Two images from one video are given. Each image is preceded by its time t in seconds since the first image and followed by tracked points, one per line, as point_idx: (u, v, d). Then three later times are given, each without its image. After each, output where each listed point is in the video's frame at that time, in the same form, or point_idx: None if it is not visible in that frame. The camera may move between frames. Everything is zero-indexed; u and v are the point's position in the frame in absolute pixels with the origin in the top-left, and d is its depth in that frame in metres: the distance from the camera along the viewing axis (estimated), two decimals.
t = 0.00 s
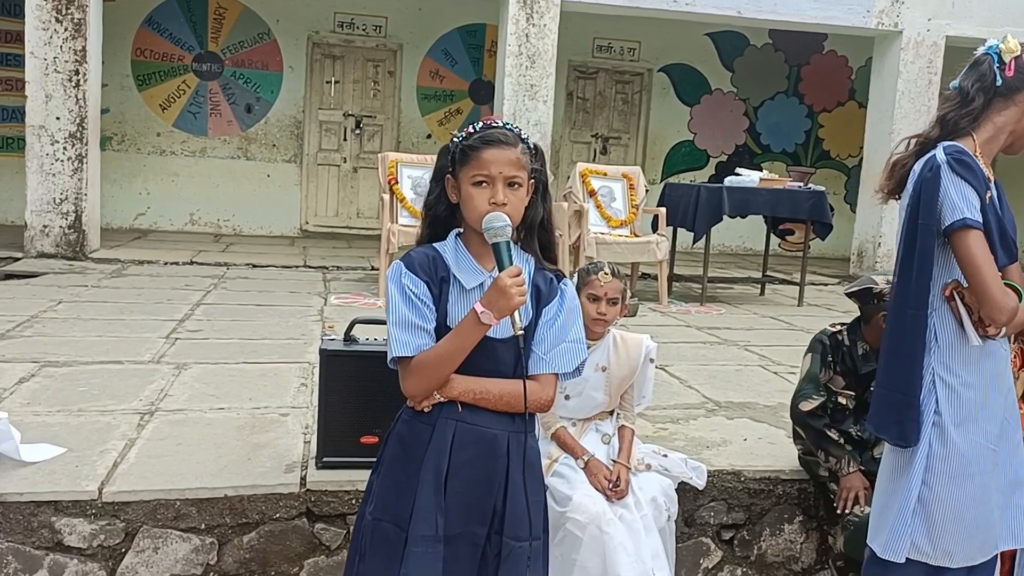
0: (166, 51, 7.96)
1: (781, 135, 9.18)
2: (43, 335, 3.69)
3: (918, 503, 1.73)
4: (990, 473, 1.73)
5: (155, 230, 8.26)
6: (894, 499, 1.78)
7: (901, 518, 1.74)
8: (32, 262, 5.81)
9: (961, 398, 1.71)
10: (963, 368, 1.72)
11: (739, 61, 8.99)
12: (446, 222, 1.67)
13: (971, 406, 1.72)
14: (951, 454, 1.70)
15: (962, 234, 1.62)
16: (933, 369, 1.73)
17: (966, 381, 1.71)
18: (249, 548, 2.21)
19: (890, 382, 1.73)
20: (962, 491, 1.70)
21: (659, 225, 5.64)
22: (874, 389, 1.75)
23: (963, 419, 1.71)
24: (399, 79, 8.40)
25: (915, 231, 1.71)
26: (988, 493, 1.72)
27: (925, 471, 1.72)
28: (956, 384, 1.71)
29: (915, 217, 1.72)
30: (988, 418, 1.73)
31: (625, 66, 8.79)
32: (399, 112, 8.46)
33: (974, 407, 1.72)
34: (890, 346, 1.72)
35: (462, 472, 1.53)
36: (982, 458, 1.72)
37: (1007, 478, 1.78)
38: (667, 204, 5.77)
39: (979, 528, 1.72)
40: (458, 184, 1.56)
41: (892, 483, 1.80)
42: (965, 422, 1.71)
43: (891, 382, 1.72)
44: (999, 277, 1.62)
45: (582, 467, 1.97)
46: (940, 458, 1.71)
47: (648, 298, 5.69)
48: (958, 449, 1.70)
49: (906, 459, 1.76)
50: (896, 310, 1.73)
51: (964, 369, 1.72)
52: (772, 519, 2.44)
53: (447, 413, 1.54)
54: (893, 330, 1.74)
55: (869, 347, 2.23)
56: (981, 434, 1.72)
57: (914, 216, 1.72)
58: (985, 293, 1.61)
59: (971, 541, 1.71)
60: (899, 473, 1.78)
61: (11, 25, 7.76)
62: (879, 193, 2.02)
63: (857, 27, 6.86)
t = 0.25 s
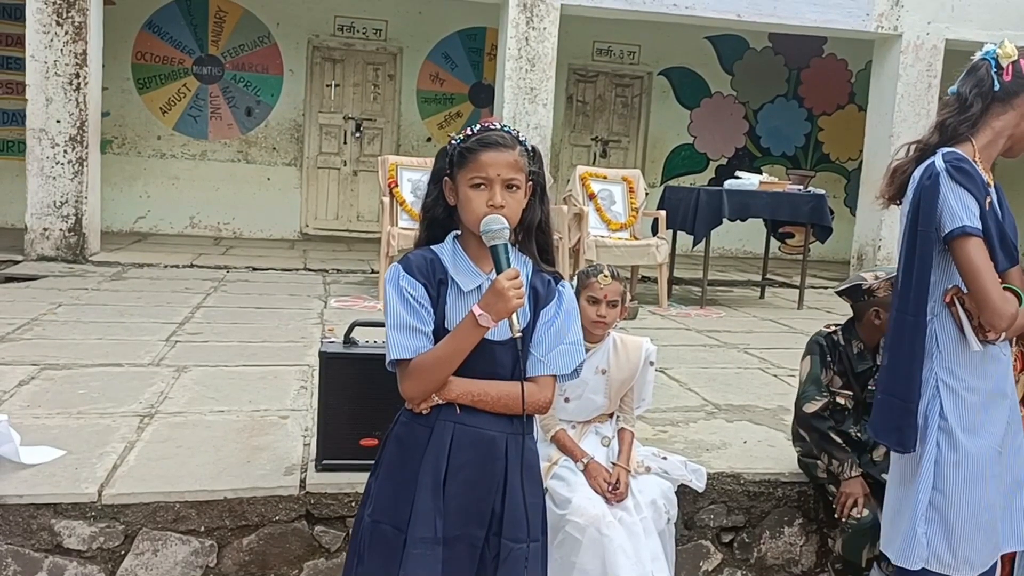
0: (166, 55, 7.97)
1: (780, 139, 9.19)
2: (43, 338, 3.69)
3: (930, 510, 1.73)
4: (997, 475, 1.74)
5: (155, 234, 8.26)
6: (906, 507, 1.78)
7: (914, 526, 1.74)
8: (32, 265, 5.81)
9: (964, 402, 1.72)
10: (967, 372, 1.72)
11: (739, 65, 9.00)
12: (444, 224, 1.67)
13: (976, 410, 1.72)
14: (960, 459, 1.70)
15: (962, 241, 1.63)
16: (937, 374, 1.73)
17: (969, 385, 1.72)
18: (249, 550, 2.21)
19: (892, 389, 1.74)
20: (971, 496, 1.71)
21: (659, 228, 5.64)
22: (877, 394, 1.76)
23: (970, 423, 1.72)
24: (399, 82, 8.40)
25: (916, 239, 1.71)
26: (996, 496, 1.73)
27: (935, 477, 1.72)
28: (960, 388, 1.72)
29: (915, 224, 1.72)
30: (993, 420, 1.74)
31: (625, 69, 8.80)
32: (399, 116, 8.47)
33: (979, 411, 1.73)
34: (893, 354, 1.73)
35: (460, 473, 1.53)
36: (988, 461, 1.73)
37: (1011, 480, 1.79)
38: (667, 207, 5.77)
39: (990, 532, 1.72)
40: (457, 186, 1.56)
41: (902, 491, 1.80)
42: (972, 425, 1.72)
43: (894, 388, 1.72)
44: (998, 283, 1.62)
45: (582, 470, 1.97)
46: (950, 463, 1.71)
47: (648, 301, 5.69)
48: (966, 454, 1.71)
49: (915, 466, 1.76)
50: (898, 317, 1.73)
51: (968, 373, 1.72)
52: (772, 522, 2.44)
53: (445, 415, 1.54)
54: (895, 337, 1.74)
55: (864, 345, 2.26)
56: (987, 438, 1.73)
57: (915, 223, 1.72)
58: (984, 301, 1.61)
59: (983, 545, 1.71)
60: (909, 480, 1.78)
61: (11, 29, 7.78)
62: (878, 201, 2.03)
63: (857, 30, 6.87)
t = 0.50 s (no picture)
0: (166, 55, 7.97)
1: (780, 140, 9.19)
2: (43, 339, 3.69)
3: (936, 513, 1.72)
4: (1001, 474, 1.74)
5: (155, 234, 8.26)
6: (912, 511, 1.77)
7: (921, 529, 1.73)
8: (32, 265, 5.81)
9: (965, 403, 1.72)
10: (965, 373, 1.72)
11: (738, 66, 9.01)
12: (441, 222, 1.67)
13: (977, 410, 1.72)
14: (963, 460, 1.71)
15: (953, 246, 1.62)
16: (935, 376, 1.73)
17: (969, 385, 1.72)
18: (248, 550, 2.21)
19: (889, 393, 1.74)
20: (976, 496, 1.71)
21: (659, 229, 5.64)
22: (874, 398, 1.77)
23: (973, 423, 1.72)
24: (399, 83, 8.40)
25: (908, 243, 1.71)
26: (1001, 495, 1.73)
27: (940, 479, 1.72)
28: (959, 389, 1.72)
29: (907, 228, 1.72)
30: (995, 419, 1.74)
31: (625, 71, 8.80)
32: (399, 117, 8.47)
33: (980, 411, 1.73)
34: (891, 358, 1.73)
35: (459, 472, 1.53)
36: (989, 460, 1.73)
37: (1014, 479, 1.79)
38: (667, 208, 5.77)
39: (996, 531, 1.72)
40: (454, 184, 1.56)
41: (907, 494, 1.80)
42: (974, 426, 1.72)
43: (890, 391, 1.73)
44: (989, 284, 1.62)
45: (581, 470, 1.97)
46: (953, 464, 1.71)
47: (648, 302, 5.69)
48: (969, 455, 1.71)
49: (920, 469, 1.76)
50: (893, 321, 1.74)
51: (966, 374, 1.72)
52: (772, 523, 2.44)
53: (444, 413, 1.54)
54: (891, 341, 1.74)
55: (863, 345, 2.26)
56: (989, 438, 1.73)
57: (906, 227, 1.72)
58: (976, 303, 1.61)
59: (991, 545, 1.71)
60: (914, 484, 1.78)
61: (11, 30, 7.78)
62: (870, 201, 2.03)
63: (856, 31, 6.87)
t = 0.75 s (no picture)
0: (166, 55, 7.97)
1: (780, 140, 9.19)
2: (42, 339, 3.68)
3: (914, 511, 1.73)
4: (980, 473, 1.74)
5: (154, 234, 8.26)
6: (890, 507, 1.78)
7: (898, 526, 1.74)
8: (31, 265, 5.81)
9: (947, 402, 1.71)
10: (948, 372, 1.72)
11: (738, 66, 9.01)
12: (438, 223, 1.67)
13: (959, 409, 1.72)
14: (942, 458, 1.71)
15: (939, 245, 1.62)
16: (918, 375, 1.73)
17: (951, 385, 1.72)
18: (247, 551, 2.21)
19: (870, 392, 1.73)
20: (953, 494, 1.71)
21: (658, 229, 5.64)
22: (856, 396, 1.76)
23: (953, 422, 1.72)
24: (399, 83, 8.40)
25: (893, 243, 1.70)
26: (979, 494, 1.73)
27: (918, 478, 1.72)
28: (942, 388, 1.71)
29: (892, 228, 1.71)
30: (975, 418, 1.74)
31: (625, 71, 8.80)
32: (399, 117, 8.47)
33: (961, 410, 1.72)
34: (873, 357, 1.73)
35: (459, 473, 1.52)
36: (968, 459, 1.73)
37: (995, 477, 1.79)
38: (666, 208, 5.77)
39: (972, 529, 1.73)
40: (451, 185, 1.56)
41: (885, 491, 1.80)
42: (954, 425, 1.72)
43: (872, 389, 1.72)
44: (974, 285, 1.62)
45: (580, 470, 1.97)
46: (932, 463, 1.71)
47: (648, 302, 5.68)
48: (948, 453, 1.71)
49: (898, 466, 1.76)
50: (876, 320, 1.73)
51: (949, 373, 1.72)
52: (772, 523, 2.44)
53: (444, 414, 1.54)
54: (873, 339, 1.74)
55: (861, 345, 2.24)
56: (969, 436, 1.73)
57: (891, 227, 1.72)
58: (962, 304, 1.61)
59: (967, 543, 1.72)
60: (893, 481, 1.78)
61: (11, 29, 7.78)
62: (856, 199, 2.02)
63: (856, 31, 6.86)
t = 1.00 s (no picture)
0: (166, 56, 7.97)
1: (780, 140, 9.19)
2: (42, 339, 3.68)
3: (910, 512, 1.72)
4: (976, 473, 1.74)
5: (155, 234, 8.26)
6: (886, 510, 1.77)
7: (895, 529, 1.73)
8: (31, 265, 5.81)
9: (940, 403, 1.72)
10: (941, 372, 1.72)
11: (738, 66, 9.01)
12: (438, 222, 1.67)
13: (952, 409, 1.72)
14: (937, 459, 1.71)
15: (932, 247, 1.62)
16: (911, 376, 1.73)
17: (944, 385, 1.72)
18: (247, 551, 2.21)
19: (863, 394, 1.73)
20: (949, 495, 1.71)
21: (659, 229, 5.64)
22: (849, 399, 1.76)
23: (947, 422, 1.72)
24: (399, 83, 8.40)
25: (884, 245, 1.70)
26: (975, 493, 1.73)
27: (914, 479, 1.72)
28: (935, 389, 1.72)
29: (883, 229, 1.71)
30: (969, 417, 1.74)
31: (626, 71, 8.80)
32: (399, 118, 8.47)
33: (954, 410, 1.72)
34: (865, 359, 1.72)
35: (458, 473, 1.52)
36: (964, 459, 1.73)
37: (992, 477, 1.79)
38: (666, 208, 5.77)
39: (970, 529, 1.72)
40: (451, 185, 1.56)
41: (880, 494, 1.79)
42: (949, 425, 1.72)
43: (866, 392, 1.72)
44: (969, 286, 1.62)
45: (581, 471, 1.96)
46: (927, 464, 1.71)
47: (648, 303, 5.68)
48: (943, 453, 1.71)
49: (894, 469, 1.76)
50: (869, 321, 1.73)
51: (942, 373, 1.72)
52: (772, 524, 2.44)
53: (443, 414, 1.54)
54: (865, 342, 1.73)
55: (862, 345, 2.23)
56: (963, 437, 1.73)
57: (882, 229, 1.72)
58: (958, 306, 1.61)
59: (964, 543, 1.71)
60: (888, 483, 1.77)
61: (12, 30, 7.78)
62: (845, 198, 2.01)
63: (857, 31, 6.86)
